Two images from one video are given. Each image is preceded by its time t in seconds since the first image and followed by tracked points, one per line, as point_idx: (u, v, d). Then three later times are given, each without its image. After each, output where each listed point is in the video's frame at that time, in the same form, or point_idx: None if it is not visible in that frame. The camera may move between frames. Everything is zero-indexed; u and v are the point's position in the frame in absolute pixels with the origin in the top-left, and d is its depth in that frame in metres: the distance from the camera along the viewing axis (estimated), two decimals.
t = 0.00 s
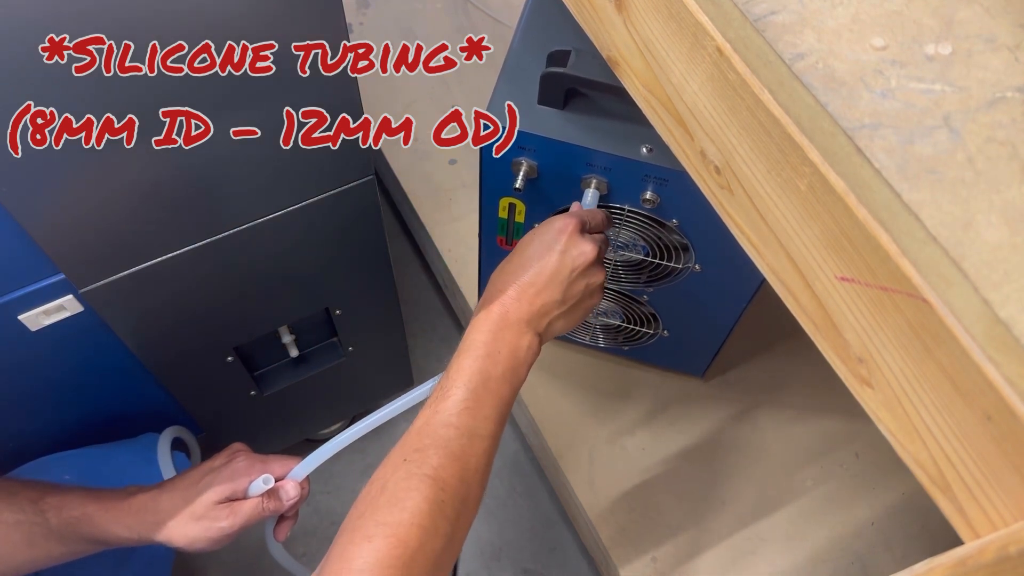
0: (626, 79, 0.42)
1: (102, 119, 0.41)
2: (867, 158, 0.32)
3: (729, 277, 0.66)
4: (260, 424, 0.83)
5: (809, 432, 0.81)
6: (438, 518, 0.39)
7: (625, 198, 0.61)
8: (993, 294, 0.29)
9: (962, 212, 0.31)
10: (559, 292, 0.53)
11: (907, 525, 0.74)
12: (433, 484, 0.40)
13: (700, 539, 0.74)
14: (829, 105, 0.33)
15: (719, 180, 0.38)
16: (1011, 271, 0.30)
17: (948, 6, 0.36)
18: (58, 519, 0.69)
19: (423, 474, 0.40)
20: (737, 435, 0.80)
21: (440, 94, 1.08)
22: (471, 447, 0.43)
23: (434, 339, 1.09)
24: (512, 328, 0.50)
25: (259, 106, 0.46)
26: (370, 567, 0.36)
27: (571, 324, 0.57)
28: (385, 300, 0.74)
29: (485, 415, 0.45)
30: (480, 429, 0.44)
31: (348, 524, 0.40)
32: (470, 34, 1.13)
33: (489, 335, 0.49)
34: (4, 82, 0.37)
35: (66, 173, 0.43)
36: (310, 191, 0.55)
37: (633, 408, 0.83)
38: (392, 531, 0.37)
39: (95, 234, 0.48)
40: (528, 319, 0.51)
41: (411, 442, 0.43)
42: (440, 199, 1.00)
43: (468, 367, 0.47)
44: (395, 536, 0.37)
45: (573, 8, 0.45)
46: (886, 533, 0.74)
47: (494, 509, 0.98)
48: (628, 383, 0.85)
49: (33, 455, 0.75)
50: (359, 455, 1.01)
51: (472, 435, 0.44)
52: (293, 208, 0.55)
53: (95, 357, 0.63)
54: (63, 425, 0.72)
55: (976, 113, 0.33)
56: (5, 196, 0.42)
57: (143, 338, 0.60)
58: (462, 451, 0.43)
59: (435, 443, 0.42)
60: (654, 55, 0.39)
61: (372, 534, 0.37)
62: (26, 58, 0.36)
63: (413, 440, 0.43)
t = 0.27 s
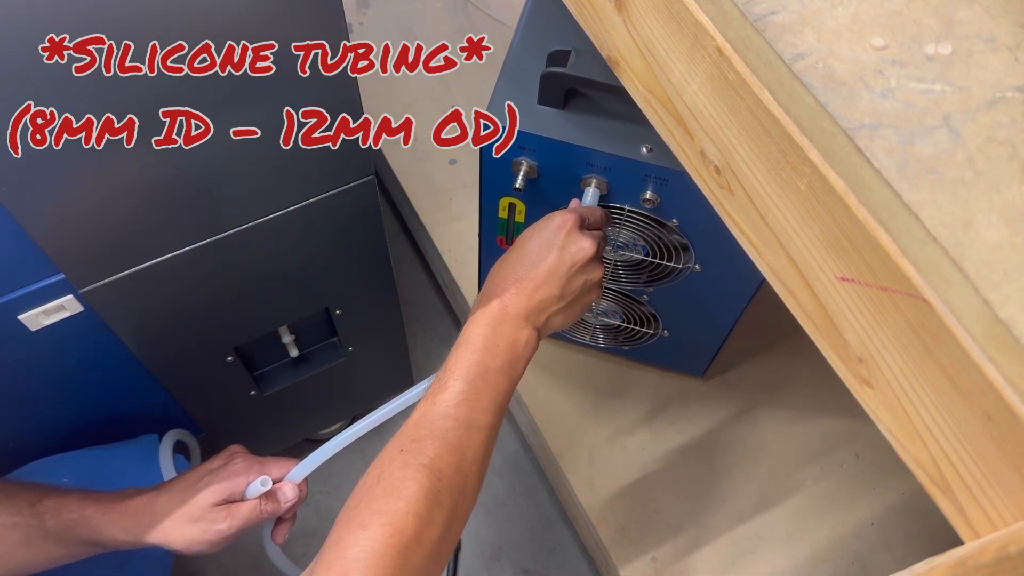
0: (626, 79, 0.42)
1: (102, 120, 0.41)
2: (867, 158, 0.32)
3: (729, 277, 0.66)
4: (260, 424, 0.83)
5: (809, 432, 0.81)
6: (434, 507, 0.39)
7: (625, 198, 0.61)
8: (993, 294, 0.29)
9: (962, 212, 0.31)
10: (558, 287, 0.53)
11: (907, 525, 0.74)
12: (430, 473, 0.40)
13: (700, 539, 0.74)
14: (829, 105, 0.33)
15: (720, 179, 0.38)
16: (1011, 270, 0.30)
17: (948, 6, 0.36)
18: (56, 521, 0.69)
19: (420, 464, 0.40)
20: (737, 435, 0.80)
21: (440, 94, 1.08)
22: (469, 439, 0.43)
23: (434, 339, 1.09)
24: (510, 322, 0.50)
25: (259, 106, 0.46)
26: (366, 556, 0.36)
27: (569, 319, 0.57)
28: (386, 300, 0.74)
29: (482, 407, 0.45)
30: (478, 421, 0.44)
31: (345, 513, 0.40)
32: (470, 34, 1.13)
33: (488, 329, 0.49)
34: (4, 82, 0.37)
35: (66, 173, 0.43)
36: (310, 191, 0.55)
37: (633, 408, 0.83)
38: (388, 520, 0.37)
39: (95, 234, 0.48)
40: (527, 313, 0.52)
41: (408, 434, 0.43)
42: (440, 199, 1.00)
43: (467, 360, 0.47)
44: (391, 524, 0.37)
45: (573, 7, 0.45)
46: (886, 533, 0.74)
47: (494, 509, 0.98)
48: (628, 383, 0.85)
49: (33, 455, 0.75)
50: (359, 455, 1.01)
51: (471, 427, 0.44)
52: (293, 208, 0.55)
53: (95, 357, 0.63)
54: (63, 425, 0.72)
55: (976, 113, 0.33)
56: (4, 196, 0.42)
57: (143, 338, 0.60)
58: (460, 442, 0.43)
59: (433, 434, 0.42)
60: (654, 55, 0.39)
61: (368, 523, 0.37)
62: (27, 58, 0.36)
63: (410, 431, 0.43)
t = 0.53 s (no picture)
0: (626, 79, 0.42)
1: (102, 119, 0.41)
2: (867, 158, 0.32)
3: (729, 277, 0.66)
4: (260, 424, 0.83)
5: (809, 432, 0.81)
6: (431, 500, 0.39)
7: (625, 198, 0.61)
8: (993, 294, 0.29)
9: (962, 212, 0.31)
10: (559, 283, 0.53)
11: (907, 525, 0.74)
12: (427, 466, 0.40)
13: (700, 538, 0.74)
14: (829, 105, 0.33)
15: (720, 180, 0.38)
16: (1011, 270, 0.30)
17: (948, 6, 0.36)
18: (50, 521, 0.69)
19: (418, 458, 0.41)
20: (737, 435, 0.80)
21: (440, 94, 1.08)
22: (467, 433, 0.43)
23: (434, 339, 1.09)
24: (510, 317, 0.50)
25: (258, 106, 0.46)
26: (362, 547, 0.36)
27: (570, 315, 0.57)
28: (386, 300, 0.74)
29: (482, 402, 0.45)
30: (478, 416, 0.44)
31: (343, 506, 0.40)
32: (470, 34, 1.13)
33: (488, 324, 0.49)
34: (4, 82, 0.37)
35: (66, 173, 0.43)
36: (310, 191, 0.55)
37: (633, 408, 0.83)
38: (384, 512, 0.38)
39: (95, 233, 0.48)
40: (528, 309, 0.52)
41: (407, 428, 0.43)
42: (440, 199, 1.00)
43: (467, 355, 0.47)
44: (388, 516, 0.37)
45: (572, 7, 0.45)
46: (886, 533, 0.74)
47: (494, 509, 0.98)
48: (628, 382, 0.85)
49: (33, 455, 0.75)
50: (359, 455, 1.01)
51: (470, 421, 0.44)
52: (293, 208, 0.55)
53: (95, 357, 0.63)
54: (63, 425, 0.72)
55: (976, 113, 0.33)
56: (4, 196, 0.42)
57: (143, 338, 0.60)
58: (458, 436, 0.43)
59: (432, 427, 0.43)
60: (654, 56, 0.39)
61: (365, 515, 0.38)
62: (27, 58, 0.36)
63: (409, 425, 0.43)
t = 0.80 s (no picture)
0: (626, 79, 0.42)
1: (102, 119, 0.41)
2: (867, 158, 0.32)
3: (729, 277, 0.66)
4: (260, 424, 0.83)
5: (809, 432, 0.81)
6: (429, 489, 0.39)
7: (625, 198, 0.61)
8: (993, 294, 0.29)
9: (962, 212, 0.31)
10: (557, 276, 0.53)
11: (907, 525, 0.74)
12: (425, 456, 0.40)
13: (700, 539, 0.74)
14: (829, 105, 0.33)
15: (720, 180, 0.38)
16: (1011, 270, 0.30)
17: (948, 6, 0.36)
18: (48, 520, 0.69)
19: (415, 448, 0.40)
20: (737, 435, 0.80)
21: (440, 94, 1.08)
22: (465, 424, 0.43)
23: (434, 339, 1.09)
24: (509, 310, 0.50)
25: (258, 106, 0.46)
26: (358, 535, 0.36)
27: (570, 310, 0.57)
28: (386, 300, 0.74)
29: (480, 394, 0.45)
30: (475, 407, 0.44)
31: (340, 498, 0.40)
32: (470, 34, 1.13)
33: (486, 317, 0.49)
34: (4, 82, 0.37)
35: (66, 173, 0.43)
36: (311, 191, 0.55)
37: (633, 408, 0.83)
38: (380, 500, 0.37)
39: (95, 233, 0.48)
40: (526, 302, 0.52)
41: (405, 419, 0.43)
42: (440, 199, 1.00)
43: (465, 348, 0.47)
44: (384, 504, 0.37)
45: (573, 7, 0.45)
46: (886, 533, 0.74)
47: (494, 509, 0.98)
48: (628, 382, 0.85)
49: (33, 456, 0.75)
50: (359, 455, 1.01)
51: (467, 411, 0.44)
52: (293, 208, 0.55)
53: (95, 356, 0.63)
54: (64, 425, 0.72)
55: (976, 113, 0.33)
56: (4, 196, 0.42)
57: (143, 338, 0.60)
58: (455, 426, 0.43)
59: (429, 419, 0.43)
60: (654, 56, 0.39)
61: (360, 503, 0.37)
62: (29, 58, 0.37)
63: (407, 417, 0.43)
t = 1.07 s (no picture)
0: (626, 79, 0.42)
1: (102, 119, 0.41)
2: (867, 158, 0.32)
3: (729, 277, 0.66)
4: (260, 423, 0.83)
5: (809, 432, 0.81)
6: (424, 480, 0.39)
7: (625, 198, 0.61)
8: (993, 294, 0.29)
9: (962, 212, 0.31)
10: (556, 271, 0.53)
11: (907, 525, 0.74)
12: (420, 446, 0.40)
13: (700, 539, 0.74)
14: (829, 105, 0.33)
15: (720, 179, 0.38)
16: (1011, 270, 0.30)
17: (948, 6, 0.36)
18: (44, 525, 0.69)
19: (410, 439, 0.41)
20: (737, 435, 0.80)
21: (440, 94, 1.08)
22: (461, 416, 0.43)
23: (434, 339, 1.09)
24: (507, 304, 0.50)
25: (258, 106, 0.46)
26: (351, 523, 0.36)
27: (570, 306, 0.57)
28: (386, 300, 0.74)
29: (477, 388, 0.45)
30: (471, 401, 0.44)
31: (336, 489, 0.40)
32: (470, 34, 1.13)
33: (484, 311, 0.50)
34: (4, 82, 0.37)
35: (66, 174, 0.43)
36: (311, 191, 0.55)
37: (633, 408, 0.83)
38: (374, 490, 0.37)
39: (94, 234, 0.48)
40: (525, 296, 0.52)
41: (402, 411, 0.43)
42: (440, 199, 1.00)
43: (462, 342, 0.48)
44: (378, 493, 0.37)
45: (573, 7, 0.45)
46: (886, 533, 0.74)
47: (494, 509, 0.98)
48: (628, 382, 0.85)
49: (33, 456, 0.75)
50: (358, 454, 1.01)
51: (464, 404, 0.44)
52: (293, 207, 0.55)
53: (95, 357, 0.63)
54: (64, 425, 0.72)
55: (976, 113, 0.33)
56: (4, 197, 0.42)
57: (143, 339, 0.60)
58: (452, 418, 0.43)
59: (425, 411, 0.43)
60: (654, 56, 0.39)
61: (354, 493, 0.37)
62: (29, 59, 0.37)
63: (404, 410, 0.43)
